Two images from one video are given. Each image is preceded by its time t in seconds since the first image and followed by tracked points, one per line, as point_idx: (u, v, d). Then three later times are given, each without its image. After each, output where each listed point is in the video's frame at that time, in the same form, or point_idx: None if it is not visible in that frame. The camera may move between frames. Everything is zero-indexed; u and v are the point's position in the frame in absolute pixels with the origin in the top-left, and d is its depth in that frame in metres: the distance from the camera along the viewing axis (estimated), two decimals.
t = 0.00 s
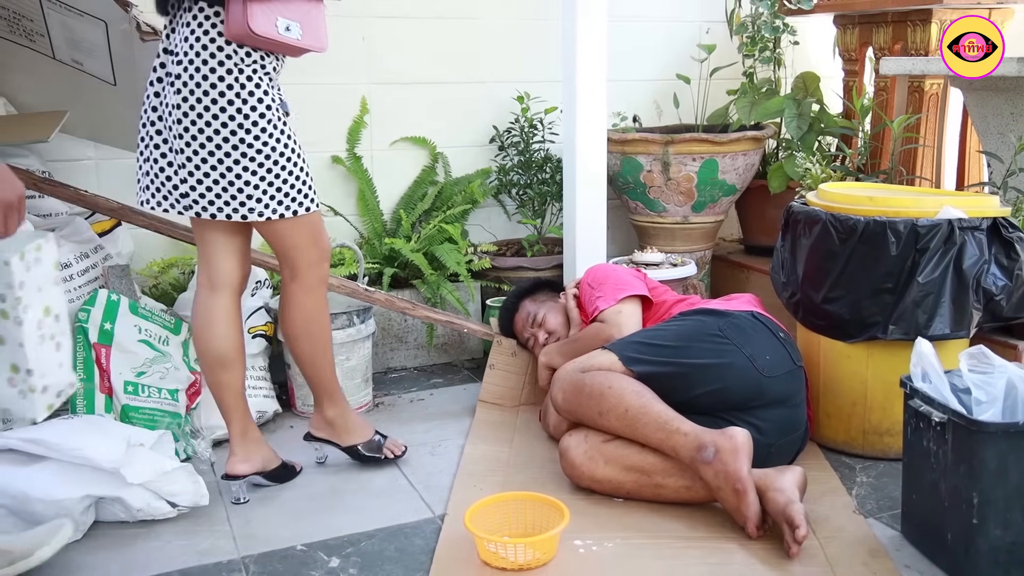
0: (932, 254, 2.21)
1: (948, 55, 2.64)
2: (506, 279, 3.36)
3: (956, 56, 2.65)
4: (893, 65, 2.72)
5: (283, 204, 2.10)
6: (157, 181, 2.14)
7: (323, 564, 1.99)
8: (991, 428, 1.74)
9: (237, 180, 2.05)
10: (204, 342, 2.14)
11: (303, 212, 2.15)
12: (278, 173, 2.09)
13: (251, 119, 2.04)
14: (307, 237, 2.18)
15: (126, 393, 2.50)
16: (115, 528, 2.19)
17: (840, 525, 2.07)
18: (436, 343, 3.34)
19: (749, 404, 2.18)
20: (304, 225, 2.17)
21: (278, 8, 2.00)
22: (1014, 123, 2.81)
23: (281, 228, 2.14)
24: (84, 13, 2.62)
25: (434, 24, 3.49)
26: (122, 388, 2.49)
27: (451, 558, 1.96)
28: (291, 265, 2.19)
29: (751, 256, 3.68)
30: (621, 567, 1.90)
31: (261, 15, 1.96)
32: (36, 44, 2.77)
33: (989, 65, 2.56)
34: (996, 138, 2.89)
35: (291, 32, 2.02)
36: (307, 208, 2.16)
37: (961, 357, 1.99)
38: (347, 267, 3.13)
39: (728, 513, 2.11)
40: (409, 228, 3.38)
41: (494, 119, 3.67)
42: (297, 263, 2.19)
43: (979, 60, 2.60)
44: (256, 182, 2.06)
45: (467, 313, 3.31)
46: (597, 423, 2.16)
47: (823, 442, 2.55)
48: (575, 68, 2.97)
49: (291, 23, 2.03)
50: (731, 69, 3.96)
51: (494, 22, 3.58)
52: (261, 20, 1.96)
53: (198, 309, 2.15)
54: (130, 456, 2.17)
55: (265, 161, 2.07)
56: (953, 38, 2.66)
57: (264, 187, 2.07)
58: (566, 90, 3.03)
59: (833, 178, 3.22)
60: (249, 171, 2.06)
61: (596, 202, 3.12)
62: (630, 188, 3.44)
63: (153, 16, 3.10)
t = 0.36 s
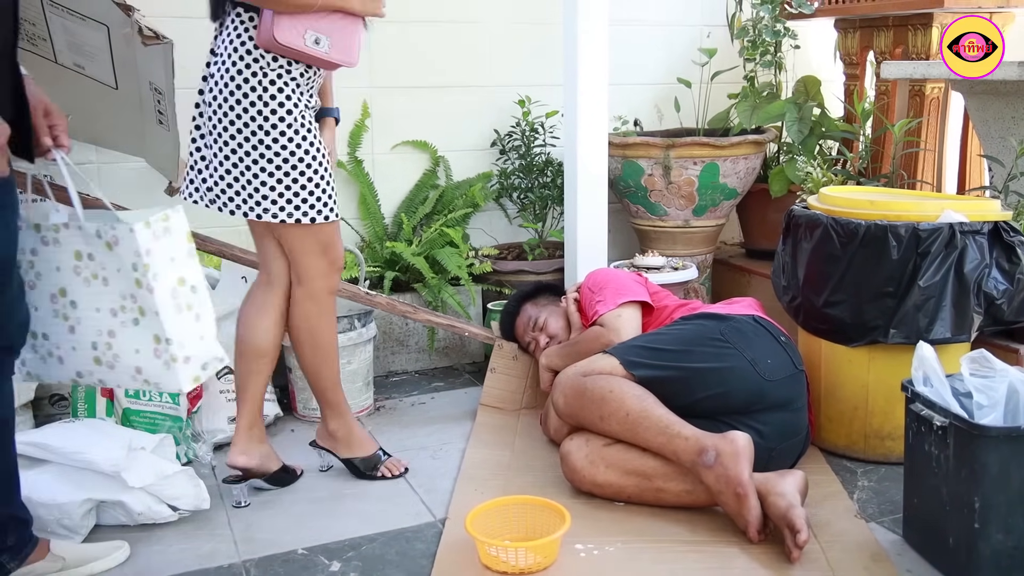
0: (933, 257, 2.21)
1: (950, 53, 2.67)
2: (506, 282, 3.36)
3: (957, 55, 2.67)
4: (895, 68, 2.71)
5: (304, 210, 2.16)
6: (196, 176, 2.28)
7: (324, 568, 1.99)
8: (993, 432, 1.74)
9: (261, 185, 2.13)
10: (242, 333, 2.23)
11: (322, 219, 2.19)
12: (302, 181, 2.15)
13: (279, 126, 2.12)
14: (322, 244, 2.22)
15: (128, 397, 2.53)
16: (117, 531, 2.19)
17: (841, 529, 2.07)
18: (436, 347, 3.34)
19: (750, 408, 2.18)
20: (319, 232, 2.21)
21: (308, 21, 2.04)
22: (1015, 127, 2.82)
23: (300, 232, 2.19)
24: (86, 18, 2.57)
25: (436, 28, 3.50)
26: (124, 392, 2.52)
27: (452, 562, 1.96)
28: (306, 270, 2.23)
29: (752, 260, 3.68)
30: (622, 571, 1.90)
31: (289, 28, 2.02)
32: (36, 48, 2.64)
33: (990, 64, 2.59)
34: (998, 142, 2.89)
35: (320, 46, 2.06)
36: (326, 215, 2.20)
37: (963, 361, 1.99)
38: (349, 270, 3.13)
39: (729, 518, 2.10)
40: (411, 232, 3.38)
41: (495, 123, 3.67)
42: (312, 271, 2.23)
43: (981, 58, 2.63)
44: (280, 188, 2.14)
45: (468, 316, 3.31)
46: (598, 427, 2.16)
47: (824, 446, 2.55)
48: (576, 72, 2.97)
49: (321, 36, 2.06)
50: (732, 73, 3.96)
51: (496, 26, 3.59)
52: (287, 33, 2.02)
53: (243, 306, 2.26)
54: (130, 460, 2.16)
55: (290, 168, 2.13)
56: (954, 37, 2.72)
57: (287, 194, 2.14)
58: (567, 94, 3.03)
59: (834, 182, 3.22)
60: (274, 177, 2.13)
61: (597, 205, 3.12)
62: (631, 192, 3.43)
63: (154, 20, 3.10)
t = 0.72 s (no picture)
0: (934, 260, 2.21)
1: (951, 54, 2.77)
2: (507, 285, 3.36)
3: (958, 54, 2.76)
4: (894, 71, 2.71)
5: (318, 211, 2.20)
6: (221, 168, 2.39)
7: (324, 570, 1.99)
8: (994, 435, 1.74)
9: (279, 185, 2.20)
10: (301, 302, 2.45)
11: (337, 219, 2.22)
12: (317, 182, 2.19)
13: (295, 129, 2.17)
14: (340, 245, 2.24)
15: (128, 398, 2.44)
16: (117, 534, 2.19)
17: (842, 531, 2.07)
18: (437, 349, 3.34)
19: (751, 410, 2.18)
20: (337, 236, 2.24)
21: (319, 31, 2.06)
22: (1015, 130, 2.82)
23: (319, 233, 2.24)
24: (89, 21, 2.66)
25: (437, 31, 3.50)
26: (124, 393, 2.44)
27: (452, 565, 1.96)
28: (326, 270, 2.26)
29: (752, 262, 3.68)
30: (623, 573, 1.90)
31: (297, 36, 2.04)
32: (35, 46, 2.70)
33: (987, 65, 2.69)
34: (998, 144, 2.89)
35: (328, 56, 2.07)
36: (346, 216, 2.23)
37: (964, 364, 1.99)
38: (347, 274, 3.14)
39: (730, 520, 2.10)
40: (412, 234, 3.38)
41: (496, 125, 3.67)
42: (334, 272, 2.26)
43: (979, 59, 2.73)
44: (295, 189, 2.19)
45: (469, 319, 3.30)
46: (599, 429, 2.16)
47: (825, 449, 2.55)
48: (577, 74, 2.98)
49: (331, 48, 2.08)
50: (732, 75, 3.96)
51: (498, 29, 3.59)
52: (296, 39, 2.04)
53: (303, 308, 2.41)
54: (131, 462, 2.16)
55: (306, 169, 2.18)
56: (955, 38, 2.82)
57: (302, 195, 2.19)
58: (568, 97, 3.04)
59: (834, 185, 3.23)
60: (291, 178, 2.18)
61: (598, 207, 3.12)
62: (632, 195, 3.43)
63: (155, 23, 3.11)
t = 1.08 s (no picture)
0: (936, 263, 2.21)
1: (950, 55, 2.80)
2: (509, 287, 3.36)
3: (957, 55, 2.78)
4: (897, 74, 2.71)
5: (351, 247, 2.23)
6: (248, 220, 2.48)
7: (326, 573, 1.99)
8: (997, 438, 1.73)
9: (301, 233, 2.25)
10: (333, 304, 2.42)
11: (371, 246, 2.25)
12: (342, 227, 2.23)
13: (315, 180, 2.24)
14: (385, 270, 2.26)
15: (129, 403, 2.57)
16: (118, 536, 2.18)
17: (843, 535, 2.07)
18: (439, 351, 3.35)
19: (753, 413, 2.18)
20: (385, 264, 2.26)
21: (330, 107, 2.16)
22: (1017, 133, 2.82)
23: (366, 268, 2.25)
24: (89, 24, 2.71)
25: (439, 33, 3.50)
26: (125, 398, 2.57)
27: (453, 568, 1.96)
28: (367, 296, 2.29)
29: (754, 264, 3.68)
30: None
31: (309, 115, 2.14)
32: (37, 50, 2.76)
33: (988, 65, 2.71)
34: (1001, 147, 2.89)
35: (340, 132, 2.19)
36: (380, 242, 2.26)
37: (966, 367, 1.98)
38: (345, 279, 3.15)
39: (731, 523, 2.10)
40: (414, 237, 3.38)
41: (498, 128, 3.67)
42: (392, 301, 2.27)
43: (979, 60, 2.73)
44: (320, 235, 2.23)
45: (470, 321, 3.30)
46: (600, 432, 2.16)
47: (827, 451, 2.54)
48: (578, 77, 2.98)
49: (343, 122, 2.18)
50: (734, 77, 3.96)
51: (499, 32, 3.60)
52: (307, 118, 2.14)
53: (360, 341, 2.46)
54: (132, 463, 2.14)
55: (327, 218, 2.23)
56: (954, 39, 2.82)
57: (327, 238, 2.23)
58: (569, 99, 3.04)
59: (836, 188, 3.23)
60: (315, 226, 2.23)
61: (600, 209, 3.11)
62: (634, 198, 3.44)
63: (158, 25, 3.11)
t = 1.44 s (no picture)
0: (945, 266, 2.21)
1: (949, 55, 2.77)
2: (517, 290, 3.36)
3: (956, 55, 2.77)
4: (905, 77, 2.69)
5: (370, 313, 2.27)
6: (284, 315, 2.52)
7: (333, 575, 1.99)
8: (1006, 442, 1.73)
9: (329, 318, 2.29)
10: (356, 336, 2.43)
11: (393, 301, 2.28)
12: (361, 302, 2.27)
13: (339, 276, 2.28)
14: (414, 319, 2.30)
15: (138, 403, 2.51)
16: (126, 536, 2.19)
17: (852, 538, 2.06)
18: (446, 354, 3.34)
19: (761, 416, 2.18)
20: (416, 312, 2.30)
21: (348, 214, 2.22)
22: None
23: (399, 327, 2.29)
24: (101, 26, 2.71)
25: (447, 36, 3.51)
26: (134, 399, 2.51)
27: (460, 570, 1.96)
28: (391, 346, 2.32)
29: (762, 267, 3.67)
30: None
31: (328, 224, 2.20)
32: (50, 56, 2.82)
33: (988, 65, 2.70)
34: (1011, 150, 2.88)
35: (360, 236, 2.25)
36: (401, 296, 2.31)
37: (975, 370, 1.97)
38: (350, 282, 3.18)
39: (739, 527, 2.10)
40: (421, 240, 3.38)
41: (505, 130, 3.68)
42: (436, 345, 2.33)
43: (978, 61, 2.72)
44: (344, 315, 2.28)
45: (478, 324, 3.29)
46: (608, 435, 2.16)
47: (835, 455, 2.54)
48: (586, 79, 2.98)
49: (361, 225, 2.24)
50: (742, 80, 3.95)
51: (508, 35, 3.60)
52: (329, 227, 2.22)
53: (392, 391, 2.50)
54: (141, 465, 2.20)
55: (348, 296, 2.27)
56: (953, 39, 2.77)
57: (350, 316, 2.27)
58: (577, 102, 3.04)
59: (845, 191, 3.23)
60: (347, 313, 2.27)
61: (608, 210, 3.11)
62: (641, 200, 3.44)
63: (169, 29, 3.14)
